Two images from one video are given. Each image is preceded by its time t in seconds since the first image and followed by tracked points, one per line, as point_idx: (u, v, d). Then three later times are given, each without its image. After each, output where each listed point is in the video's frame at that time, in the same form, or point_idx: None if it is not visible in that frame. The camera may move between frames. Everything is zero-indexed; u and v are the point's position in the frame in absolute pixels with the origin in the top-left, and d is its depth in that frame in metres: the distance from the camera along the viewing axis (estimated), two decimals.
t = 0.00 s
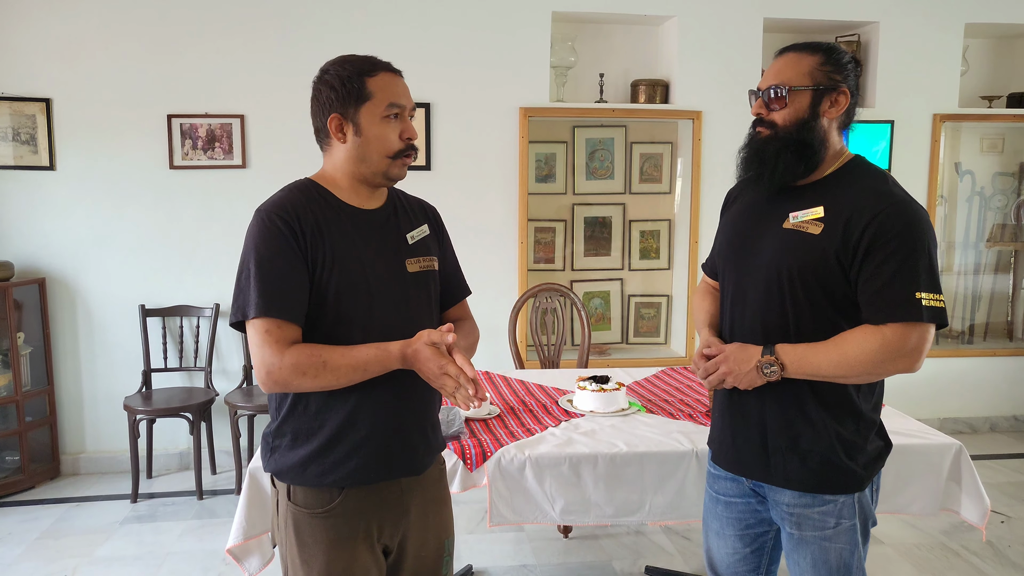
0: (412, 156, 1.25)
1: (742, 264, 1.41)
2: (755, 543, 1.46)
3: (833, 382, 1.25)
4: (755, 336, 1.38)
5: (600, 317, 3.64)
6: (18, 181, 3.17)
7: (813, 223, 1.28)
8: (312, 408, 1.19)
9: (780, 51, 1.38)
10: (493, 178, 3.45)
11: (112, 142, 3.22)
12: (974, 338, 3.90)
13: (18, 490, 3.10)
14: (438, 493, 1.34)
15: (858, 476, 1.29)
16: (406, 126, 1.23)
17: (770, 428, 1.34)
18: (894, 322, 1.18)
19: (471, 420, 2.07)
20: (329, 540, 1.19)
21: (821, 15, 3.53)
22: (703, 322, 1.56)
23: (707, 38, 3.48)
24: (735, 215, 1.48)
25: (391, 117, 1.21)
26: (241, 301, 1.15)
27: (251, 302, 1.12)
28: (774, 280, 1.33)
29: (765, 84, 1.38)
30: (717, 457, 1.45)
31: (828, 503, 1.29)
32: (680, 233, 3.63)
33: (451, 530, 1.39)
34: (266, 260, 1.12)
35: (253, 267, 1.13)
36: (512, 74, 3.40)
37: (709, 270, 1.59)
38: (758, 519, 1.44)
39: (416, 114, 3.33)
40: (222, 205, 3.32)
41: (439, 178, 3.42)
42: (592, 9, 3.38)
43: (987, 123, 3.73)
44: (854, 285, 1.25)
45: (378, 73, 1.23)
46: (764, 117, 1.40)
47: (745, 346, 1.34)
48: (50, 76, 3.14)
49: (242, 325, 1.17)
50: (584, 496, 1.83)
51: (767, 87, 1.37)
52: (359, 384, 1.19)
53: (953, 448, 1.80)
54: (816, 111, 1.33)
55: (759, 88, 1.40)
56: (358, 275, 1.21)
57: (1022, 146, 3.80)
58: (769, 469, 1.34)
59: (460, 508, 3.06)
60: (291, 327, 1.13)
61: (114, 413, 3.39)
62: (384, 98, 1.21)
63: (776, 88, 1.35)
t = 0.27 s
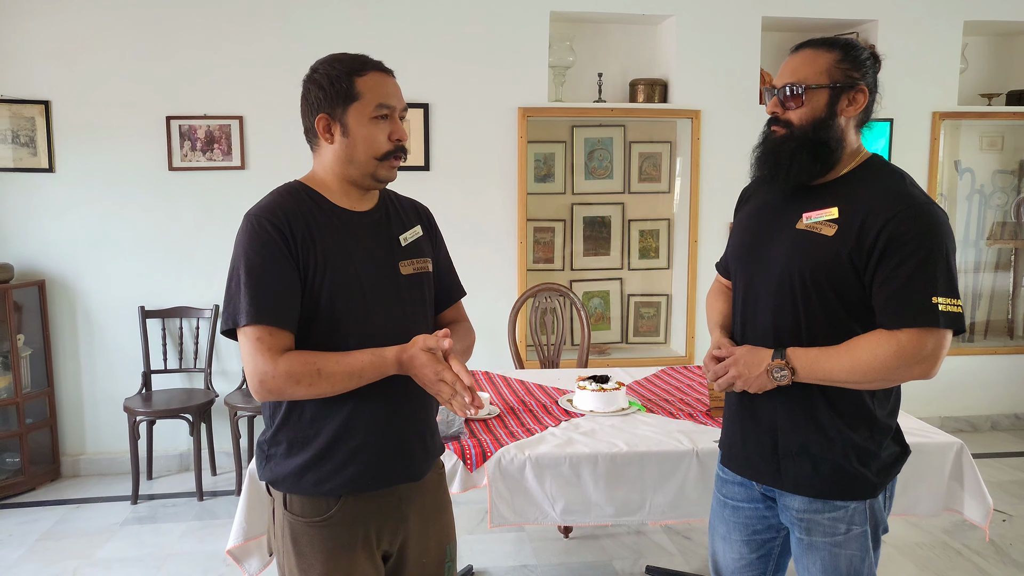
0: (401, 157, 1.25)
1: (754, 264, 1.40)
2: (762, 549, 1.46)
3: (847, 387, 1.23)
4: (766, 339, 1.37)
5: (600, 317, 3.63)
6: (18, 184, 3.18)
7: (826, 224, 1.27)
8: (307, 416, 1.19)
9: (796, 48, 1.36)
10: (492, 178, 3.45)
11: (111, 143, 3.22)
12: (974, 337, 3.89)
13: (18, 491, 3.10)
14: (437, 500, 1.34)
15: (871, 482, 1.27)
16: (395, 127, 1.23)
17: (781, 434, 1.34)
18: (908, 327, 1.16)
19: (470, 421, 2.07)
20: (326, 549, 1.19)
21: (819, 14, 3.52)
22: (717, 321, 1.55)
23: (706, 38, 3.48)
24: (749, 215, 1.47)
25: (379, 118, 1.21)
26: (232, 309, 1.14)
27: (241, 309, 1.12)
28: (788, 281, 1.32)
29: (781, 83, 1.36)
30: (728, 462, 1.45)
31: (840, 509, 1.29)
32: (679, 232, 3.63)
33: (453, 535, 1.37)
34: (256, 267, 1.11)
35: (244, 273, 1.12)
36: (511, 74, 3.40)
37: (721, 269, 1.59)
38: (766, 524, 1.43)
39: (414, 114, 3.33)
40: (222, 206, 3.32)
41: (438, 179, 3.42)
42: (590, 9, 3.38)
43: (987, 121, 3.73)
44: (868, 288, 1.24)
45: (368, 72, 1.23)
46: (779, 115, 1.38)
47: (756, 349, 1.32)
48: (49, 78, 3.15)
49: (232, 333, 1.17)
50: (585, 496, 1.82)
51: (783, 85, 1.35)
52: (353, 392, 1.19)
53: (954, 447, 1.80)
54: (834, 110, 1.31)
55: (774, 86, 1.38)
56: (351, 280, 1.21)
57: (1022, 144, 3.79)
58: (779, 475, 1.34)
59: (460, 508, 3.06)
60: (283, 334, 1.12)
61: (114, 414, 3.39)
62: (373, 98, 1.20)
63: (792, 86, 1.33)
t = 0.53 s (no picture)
0: (390, 159, 1.22)
1: (767, 265, 1.41)
2: (767, 557, 1.45)
3: (858, 394, 1.23)
4: (778, 344, 1.37)
5: (599, 317, 3.63)
6: (14, 183, 3.16)
7: (838, 227, 1.27)
8: (298, 421, 1.19)
9: (813, 48, 1.36)
10: (491, 178, 3.45)
11: (109, 142, 3.21)
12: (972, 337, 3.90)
13: (14, 492, 3.09)
14: (436, 505, 1.33)
15: (880, 492, 1.27)
16: (383, 128, 1.20)
17: (790, 442, 1.34)
18: (920, 334, 1.15)
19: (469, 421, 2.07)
20: (321, 555, 1.18)
21: (818, 14, 3.52)
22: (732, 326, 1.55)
23: (705, 38, 3.48)
24: (763, 218, 1.47)
25: (366, 118, 1.19)
26: (222, 312, 1.14)
27: (231, 314, 1.11)
28: (800, 284, 1.31)
29: (796, 85, 1.35)
30: (737, 466, 1.45)
31: (848, 518, 1.28)
32: (678, 233, 3.62)
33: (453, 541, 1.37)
34: (247, 272, 1.11)
35: (235, 279, 1.12)
36: (509, 74, 3.39)
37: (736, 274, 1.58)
38: (772, 532, 1.43)
39: (413, 114, 3.32)
40: (219, 205, 3.31)
41: (436, 179, 3.41)
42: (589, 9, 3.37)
43: (985, 122, 3.73)
44: (879, 293, 1.23)
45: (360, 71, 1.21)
46: (795, 117, 1.38)
47: (763, 353, 1.33)
48: (46, 77, 3.13)
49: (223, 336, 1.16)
50: (583, 497, 1.82)
51: (799, 86, 1.35)
52: (345, 397, 1.19)
53: (953, 448, 1.79)
54: (850, 112, 1.30)
55: (791, 86, 1.38)
56: (342, 283, 1.20)
57: (1019, 145, 3.80)
58: (786, 482, 1.34)
59: (459, 509, 3.06)
60: (275, 338, 1.12)
61: (112, 414, 3.38)
62: (360, 98, 1.18)
63: (807, 87, 1.33)
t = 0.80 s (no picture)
0: (382, 158, 1.20)
1: (778, 269, 1.41)
2: (773, 563, 1.45)
3: (868, 402, 1.22)
4: (789, 348, 1.37)
5: (599, 318, 3.62)
6: (16, 181, 3.16)
7: (850, 231, 1.26)
8: (297, 421, 1.19)
9: (828, 48, 1.35)
10: (492, 178, 3.45)
11: (110, 141, 3.21)
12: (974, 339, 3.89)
13: (14, 490, 3.09)
14: (437, 511, 1.32)
15: (891, 501, 1.26)
16: (373, 127, 1.18)
17: (800, 448, 1.33)
18: (932, 340, 1.14)
19: (469, 421, 2.06)
20: (320, 557, 1.18)
21: (820, 15, 3.52)
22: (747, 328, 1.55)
23: (707, 39, 3.48)
24: (776, 221, 1.47)
25: (355, 117, 1.18)
26: (222, 312, 1.14)
27: (230, 315, 1.12)
28: (812, 288, 1.31)
29: (810, 87, 1.35)
30: (746, 469, 1.45)
31: (857, 526, 1.28)
32: (679, 233, 3.62)
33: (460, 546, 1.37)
34: (246, 274, 1.11)
35: (235, 281, 1.12)
36: (511, 74, 3.39)
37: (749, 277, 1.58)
38: (779, 537, 1.42)
39: (414, 114, 3.32)
40: (220, 205, 3.31)
41: (437, 179, 3.41)
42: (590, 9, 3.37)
43: (987, 124, 3.72)
44: (892, 298, 1.22)
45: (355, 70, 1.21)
46: (807, 120, 1.38)
47: (773, 359, 1.33)
48: (47, 76, 3.14)
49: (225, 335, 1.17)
50: (582, 499, 1.82)
51: (812, 88, 1.34)
52: (345, 398, 1.19)
53: (953, 450, 1.79)
54: (866, 114, 1.30)
55: (803, 88, 1.38)
56: (342, 285, 1.20)
57: (1022, 146, 3.79)
58: (795, 487, 1.34)
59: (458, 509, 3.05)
60: (276, 338, 1.13)
61: (112, 413, 3.38)
62: (348, 97, 1.18)
63: (821, 89, 1.32)
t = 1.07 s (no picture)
0: (388, 161, 1.19)
1: (782, 267, 1.40)
2: (775, 562, 1.45)
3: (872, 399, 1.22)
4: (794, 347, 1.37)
5: (599, 317, 3.62)
6: (14, 183, 3.16)
7: (855, 229, 1.26)
8: (307, 416, 1.19)
9: (832, 46, 1.35)
10: (491, 177, 3.44)
11: (108, 142, 3.20)
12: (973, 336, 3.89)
13: (15, 493, 3.09)
14: (445, 511, 1.30)
15: (897, 500, 1.26)
16: (378, 130, 1.18)
17: (805, 447, 1.33)
18: (939, 338, 1.14)
19: (470, 421, 2.06)
20: (326, 554, 1.18)
21: (819, 14, 3.51)
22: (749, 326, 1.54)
23: (706, 37, 3.47)
24: (778, 218, 1.46)
25: (360, 120, 1.18)
26: (239, 307, 1.15)
27: (245, 312, 1.13)
28: (817, 285, 1.31)
29: (814, 85, 1.35)
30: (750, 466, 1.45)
31: (863, 524, 1.28)
32: (679, 232, 3.61)
33: (469, 546, 1.34)
34: (260, 271, 1.12)
35: (249, 277, 1.13)
36: (509, 73, 3.38)
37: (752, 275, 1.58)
38: (782, 535, 1.42)
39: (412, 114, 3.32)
40: (219, 205, 3.30)
41: (436, 178, 3.40)
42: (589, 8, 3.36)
43: (986, 121, 3.72)
44: (898, 295, 1.22)
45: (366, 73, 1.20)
46: (812, 118, 1.38)
47: (779, 357, 1.32)
48: (45, 77, 3.13)
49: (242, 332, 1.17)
50: (583, 497, 1.81)
51: (816, 86, 1.34)
52: (356, 392, 1.18)
53: (954, 447, 1.79)
54: (871, 112, 1.29)
55: (807, 86, 1.37)
56: (354, 283, 1.19)
57: (1021, 143, 3.79)
58: (801, 486, 1.33)
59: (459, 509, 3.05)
60: (290, 332, 1.13)
61: (112, 415, 3.38)
62: (355, 100, 1.18)
63: (825, 87, 1.32)
